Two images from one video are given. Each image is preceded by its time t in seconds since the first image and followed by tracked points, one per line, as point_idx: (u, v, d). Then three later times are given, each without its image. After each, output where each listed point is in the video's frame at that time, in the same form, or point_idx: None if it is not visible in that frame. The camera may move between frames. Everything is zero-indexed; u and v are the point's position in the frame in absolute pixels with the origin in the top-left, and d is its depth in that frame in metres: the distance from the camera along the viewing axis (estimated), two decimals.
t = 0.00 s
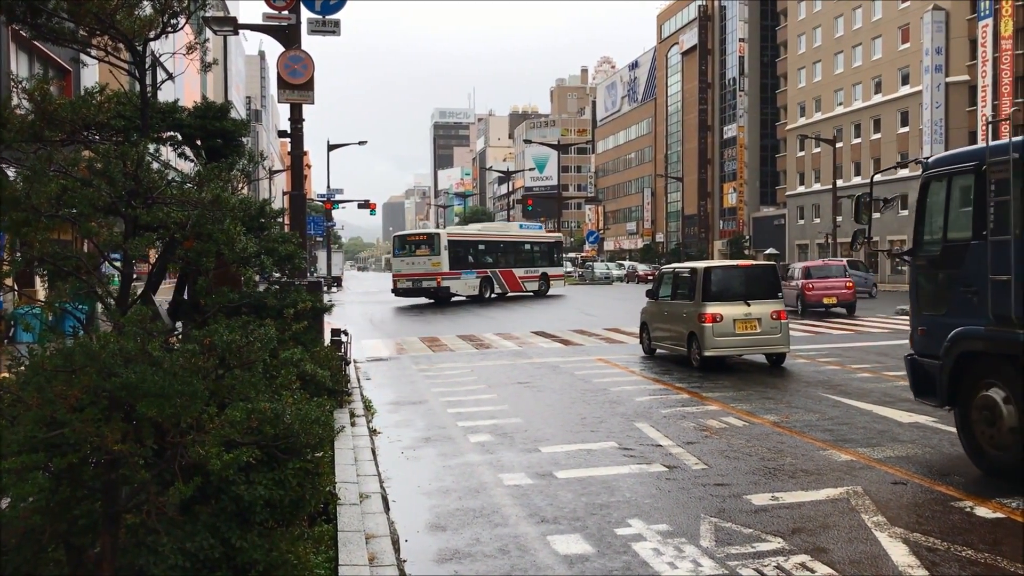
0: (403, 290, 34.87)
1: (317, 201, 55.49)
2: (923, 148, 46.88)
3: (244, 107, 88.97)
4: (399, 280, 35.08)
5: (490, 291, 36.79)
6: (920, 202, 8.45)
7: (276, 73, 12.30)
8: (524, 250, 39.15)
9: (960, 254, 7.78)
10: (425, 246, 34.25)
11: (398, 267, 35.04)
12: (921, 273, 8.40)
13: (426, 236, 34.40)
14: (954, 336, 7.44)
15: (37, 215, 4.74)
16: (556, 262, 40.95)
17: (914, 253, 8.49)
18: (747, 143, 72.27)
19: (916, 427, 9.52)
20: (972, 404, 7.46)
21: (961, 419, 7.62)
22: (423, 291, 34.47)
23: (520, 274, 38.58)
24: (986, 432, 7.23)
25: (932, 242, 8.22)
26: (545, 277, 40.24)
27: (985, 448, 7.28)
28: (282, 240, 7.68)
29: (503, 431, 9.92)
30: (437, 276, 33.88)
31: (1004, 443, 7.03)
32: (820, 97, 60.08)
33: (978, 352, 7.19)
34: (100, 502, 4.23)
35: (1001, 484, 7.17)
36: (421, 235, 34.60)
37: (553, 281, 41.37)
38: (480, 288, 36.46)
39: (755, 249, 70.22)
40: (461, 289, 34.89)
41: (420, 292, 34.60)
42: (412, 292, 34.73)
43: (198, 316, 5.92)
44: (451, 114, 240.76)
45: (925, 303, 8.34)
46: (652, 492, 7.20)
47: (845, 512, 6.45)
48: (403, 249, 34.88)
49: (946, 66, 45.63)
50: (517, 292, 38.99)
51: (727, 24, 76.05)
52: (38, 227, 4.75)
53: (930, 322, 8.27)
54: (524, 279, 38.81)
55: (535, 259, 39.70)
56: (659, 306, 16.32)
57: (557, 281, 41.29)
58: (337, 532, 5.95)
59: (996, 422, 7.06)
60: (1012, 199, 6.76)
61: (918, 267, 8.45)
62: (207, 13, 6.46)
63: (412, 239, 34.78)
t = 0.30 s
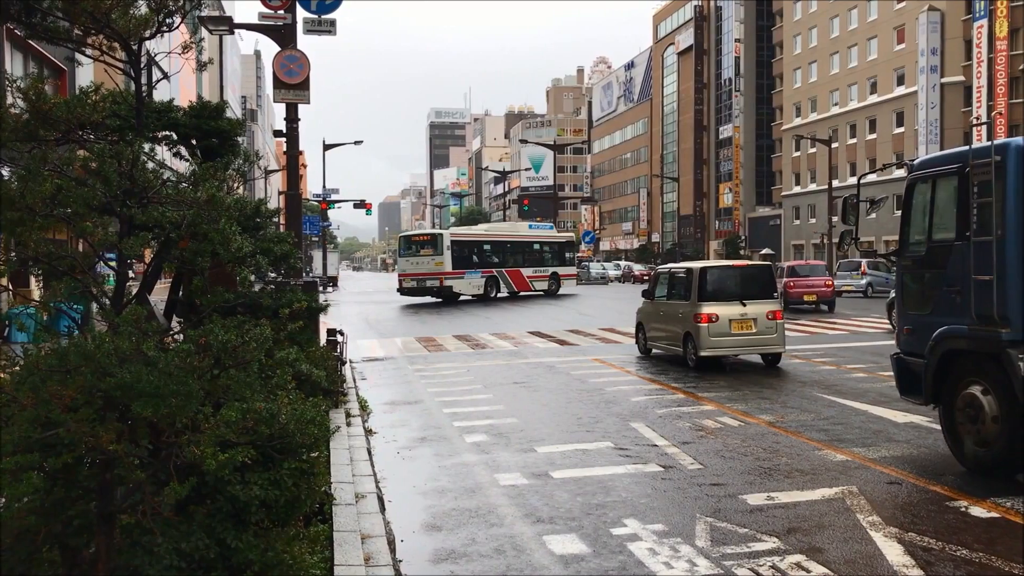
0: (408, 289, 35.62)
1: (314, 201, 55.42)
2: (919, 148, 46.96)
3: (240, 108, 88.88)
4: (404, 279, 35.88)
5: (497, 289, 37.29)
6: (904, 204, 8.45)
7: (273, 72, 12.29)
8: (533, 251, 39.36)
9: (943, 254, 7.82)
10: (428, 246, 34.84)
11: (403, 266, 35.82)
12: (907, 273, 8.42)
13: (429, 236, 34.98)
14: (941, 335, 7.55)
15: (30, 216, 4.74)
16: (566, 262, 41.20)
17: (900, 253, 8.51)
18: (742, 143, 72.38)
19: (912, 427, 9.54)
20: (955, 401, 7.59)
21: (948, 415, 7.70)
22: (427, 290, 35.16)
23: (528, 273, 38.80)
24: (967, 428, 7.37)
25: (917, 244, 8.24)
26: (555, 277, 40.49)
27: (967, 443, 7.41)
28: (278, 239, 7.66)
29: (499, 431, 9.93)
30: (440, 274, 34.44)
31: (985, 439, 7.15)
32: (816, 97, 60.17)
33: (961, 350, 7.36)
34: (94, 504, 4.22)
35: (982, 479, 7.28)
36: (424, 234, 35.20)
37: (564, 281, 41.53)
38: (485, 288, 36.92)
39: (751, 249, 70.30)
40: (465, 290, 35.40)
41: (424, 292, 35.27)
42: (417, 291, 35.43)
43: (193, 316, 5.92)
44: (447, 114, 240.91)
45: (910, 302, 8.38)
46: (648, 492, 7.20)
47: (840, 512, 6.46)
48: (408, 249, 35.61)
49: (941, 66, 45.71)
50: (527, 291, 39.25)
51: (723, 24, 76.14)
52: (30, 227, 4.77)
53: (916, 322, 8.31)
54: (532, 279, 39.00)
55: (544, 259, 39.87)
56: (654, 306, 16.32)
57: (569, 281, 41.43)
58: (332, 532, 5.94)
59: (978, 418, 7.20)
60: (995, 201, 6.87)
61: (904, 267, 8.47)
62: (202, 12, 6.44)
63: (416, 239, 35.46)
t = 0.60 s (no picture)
0: (414, 289, 36.47)
1: (309, 200, 55.32)
2: (914, 149, 47.01)
3: (235, 107, 88.75)
4: (410, 279, 36.76)
5: (502, 288, 37.89)
6: (893, 205, 8.48)
7: (269, 72, 12.28)
8: (544, 251, 39.45)
9: (932, 255, 7.84)
10: (432, 246, 35.62)
11: (410, 266, 36.68)
12: (896, 273, 8.44)
13: (434, 236, 35.74)
14: (929, 335, 7.59)
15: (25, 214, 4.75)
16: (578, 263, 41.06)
17: (889, 255, 8.54)
18: (738, 144, 72.49)
19: (907, 427, 9.57)
20: (943, 401, 7.63)
21: (937, 414, 7.73)
22: (432, 289, 35.98)
23: (536, 272, 38.88)
24: (956, 428, 7.40)
25: (906, 244, 8.27)
26: (567, 277, 40.47)
27: (956, 442, 7.44)
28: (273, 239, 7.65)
29: (495, 431, 9.94)
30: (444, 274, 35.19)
31: (973, 437, 7.21)
32: (812, 98, 60.27)
33: (948, 350, 7.41)
34: (90, 504, 4.22)
35: (971, 477, 7.33)
36: (430, 234, 35.97)
37: (575, 280, 41.55)
38: (492, 288, 37.41)
39: (746, 250, 70.32)
40: (469, 289, 36.15)
41: (429, 290, 36.08)
42: (423, 290, 36.26)
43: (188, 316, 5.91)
44: (444, 113, 240.69)
45: (899, 302, 8.40)
46: (643, 492, 7.22)
47: (836, 512, 6.48)
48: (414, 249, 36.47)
49: (937, 67, 45.80)
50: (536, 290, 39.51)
51: (719, 25, 76.24)
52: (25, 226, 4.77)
53: (904, 322, 8.33)
54: (542, 279, 39.12)
55: (554, 258, 39.95)
56: (650, 306, 16.35)
57: (580, 281, 41.42)
58: (328, 531, 5.93)
59: (965, 417, 7.25)
60: (982, 203, 6.90)
61: (893, 268, 8.49)
62: (198, 12, 6.44)
63: (421, 239, 36.26)
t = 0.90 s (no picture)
0: (421, 288, 36.97)
1: (306, 200, 55.29)
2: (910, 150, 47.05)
3: (232, 106, 88.68)
4: (418, 278, 37.28)
5: (509, 288, 38.14)
6: (886, 206, 8.51)
7: (265, 71, 12.27)
8: (553, 251, 39.55)
9: (924, 255, 7.87)
10: (438, 246, 36.08)
11: (417, 265, 37.19)
12: (889, 273, 8.46)
13: (440, 237, 36.17)
14: (922, 335, 7.62)
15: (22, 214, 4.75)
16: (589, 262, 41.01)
17: (881, 256, 8.57)
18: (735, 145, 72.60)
19: (902, 427, 9.59)
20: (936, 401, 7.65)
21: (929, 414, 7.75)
22: (437, 289, 36.43)
23: (546, 272, 39.00)
24: (949, 428, 7.43)
25: (899, 245, 8.29)
26: (577, 276, 40.56)
27: (950, 442, 7.46)
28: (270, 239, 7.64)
29: (491, 431, 9.94)
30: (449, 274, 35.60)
31: (966, 437, 7.23)
32: (808, 99, 60.36)
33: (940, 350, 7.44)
34: (86, 504, 4.21)
35: (963, 477, 7.35)
36: (436, 235, 36.41)
37: (589, 281, 41.55)
38: (499, 287, 37.66)
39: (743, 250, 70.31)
40: (476, 288, 36.47)
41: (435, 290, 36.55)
42: (429, 289, 36.75)
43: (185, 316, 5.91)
44: (440, 113, 240.55)
45: (892, 302, 8.42)
46: (639, 492, 7.23)
47: (832, 512, 6.49)
48: (421, 249, 36.98)
49: (933, 68, 45.86)
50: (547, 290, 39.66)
51: (716, 25, 76.35)
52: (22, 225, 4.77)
53: (897, 322, 8.35)
54: (551, 279, 39.24)
55: (565, 258, 40.01)
56: (647, 306, 16.36)
57: (593, 281, 41.40)
58: (324, 532, 5.93)
59: (957, 416, 7.28)
60: (974, 203, 6.93)
61: (885, 268, 8.51)
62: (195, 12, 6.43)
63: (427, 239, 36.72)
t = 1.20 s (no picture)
0: (429, 287, 37.28)
1: (304, 200, 55.27)
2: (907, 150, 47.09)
3: (229, 105, 88.61)
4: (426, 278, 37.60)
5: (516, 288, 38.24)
6: (883, 206, 8.50)
7: (262, 71, 12.25)
8: (564, 251, 39.40)
9: (920, 256, 7.88)
10: (445, 246, 36.37)
11: (425, 265, 37.51)
12: (886, 273, 8.46)
13: (447, 237, 36.45)
14: (918, 334, 7.63)
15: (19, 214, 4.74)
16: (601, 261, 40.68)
17: (878, 256, 8.57)
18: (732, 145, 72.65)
19: (899, 427, 9.60)
20: (932, 401, 7.65)
21: (925, 414, 7.76)
22: (444, 288, 36.71)
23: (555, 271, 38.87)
24: (946, 428, 7.44)
25: (896, 245, 8.29)
26: (589, 275, 40.36)
27: (946, 442, 7.46)
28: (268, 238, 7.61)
29: (489, 431, 9.93)
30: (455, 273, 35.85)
31: (962, 436, 7.24)
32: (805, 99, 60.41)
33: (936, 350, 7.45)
34: (82, 504, 4.21)
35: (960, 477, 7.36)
36: (443, 235, 36.70)
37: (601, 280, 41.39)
38: (507, 286, 37.80)
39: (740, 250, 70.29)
40: (483, 288, 36.71)
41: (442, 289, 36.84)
42: (437, 289, 37.05)
43: (182, 316, 5.90)
44: (438, 113, 240.38)
45: (888, 302, 8.42)
46: (636, 492, 7.23)
47: (829, 512, 6.49)
48: (429, 249, 37.30)
49: (930, 69, 45.92)
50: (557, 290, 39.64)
51: (713, 26, 76.41)
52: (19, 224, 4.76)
53: (894, 322, 8.35)
54: (562, 278, 39.19)
55: (578, 258, 39.74)
56: (644, 306, 16.36)
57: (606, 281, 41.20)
58: (322, 531, 5.92)
59: (953, 415, 7.29)
60: (971, 204, 6.94)
61: (882, 268, 8.51)
62: (192, 10, 6.41)
63: (435, 239, 37.03)
